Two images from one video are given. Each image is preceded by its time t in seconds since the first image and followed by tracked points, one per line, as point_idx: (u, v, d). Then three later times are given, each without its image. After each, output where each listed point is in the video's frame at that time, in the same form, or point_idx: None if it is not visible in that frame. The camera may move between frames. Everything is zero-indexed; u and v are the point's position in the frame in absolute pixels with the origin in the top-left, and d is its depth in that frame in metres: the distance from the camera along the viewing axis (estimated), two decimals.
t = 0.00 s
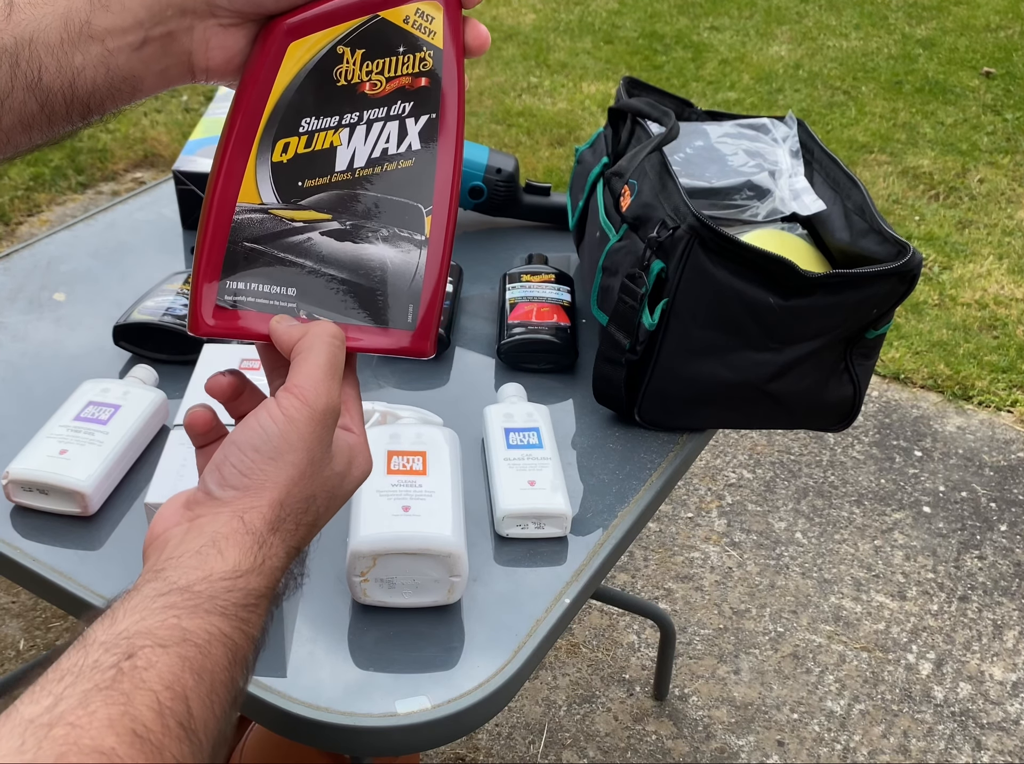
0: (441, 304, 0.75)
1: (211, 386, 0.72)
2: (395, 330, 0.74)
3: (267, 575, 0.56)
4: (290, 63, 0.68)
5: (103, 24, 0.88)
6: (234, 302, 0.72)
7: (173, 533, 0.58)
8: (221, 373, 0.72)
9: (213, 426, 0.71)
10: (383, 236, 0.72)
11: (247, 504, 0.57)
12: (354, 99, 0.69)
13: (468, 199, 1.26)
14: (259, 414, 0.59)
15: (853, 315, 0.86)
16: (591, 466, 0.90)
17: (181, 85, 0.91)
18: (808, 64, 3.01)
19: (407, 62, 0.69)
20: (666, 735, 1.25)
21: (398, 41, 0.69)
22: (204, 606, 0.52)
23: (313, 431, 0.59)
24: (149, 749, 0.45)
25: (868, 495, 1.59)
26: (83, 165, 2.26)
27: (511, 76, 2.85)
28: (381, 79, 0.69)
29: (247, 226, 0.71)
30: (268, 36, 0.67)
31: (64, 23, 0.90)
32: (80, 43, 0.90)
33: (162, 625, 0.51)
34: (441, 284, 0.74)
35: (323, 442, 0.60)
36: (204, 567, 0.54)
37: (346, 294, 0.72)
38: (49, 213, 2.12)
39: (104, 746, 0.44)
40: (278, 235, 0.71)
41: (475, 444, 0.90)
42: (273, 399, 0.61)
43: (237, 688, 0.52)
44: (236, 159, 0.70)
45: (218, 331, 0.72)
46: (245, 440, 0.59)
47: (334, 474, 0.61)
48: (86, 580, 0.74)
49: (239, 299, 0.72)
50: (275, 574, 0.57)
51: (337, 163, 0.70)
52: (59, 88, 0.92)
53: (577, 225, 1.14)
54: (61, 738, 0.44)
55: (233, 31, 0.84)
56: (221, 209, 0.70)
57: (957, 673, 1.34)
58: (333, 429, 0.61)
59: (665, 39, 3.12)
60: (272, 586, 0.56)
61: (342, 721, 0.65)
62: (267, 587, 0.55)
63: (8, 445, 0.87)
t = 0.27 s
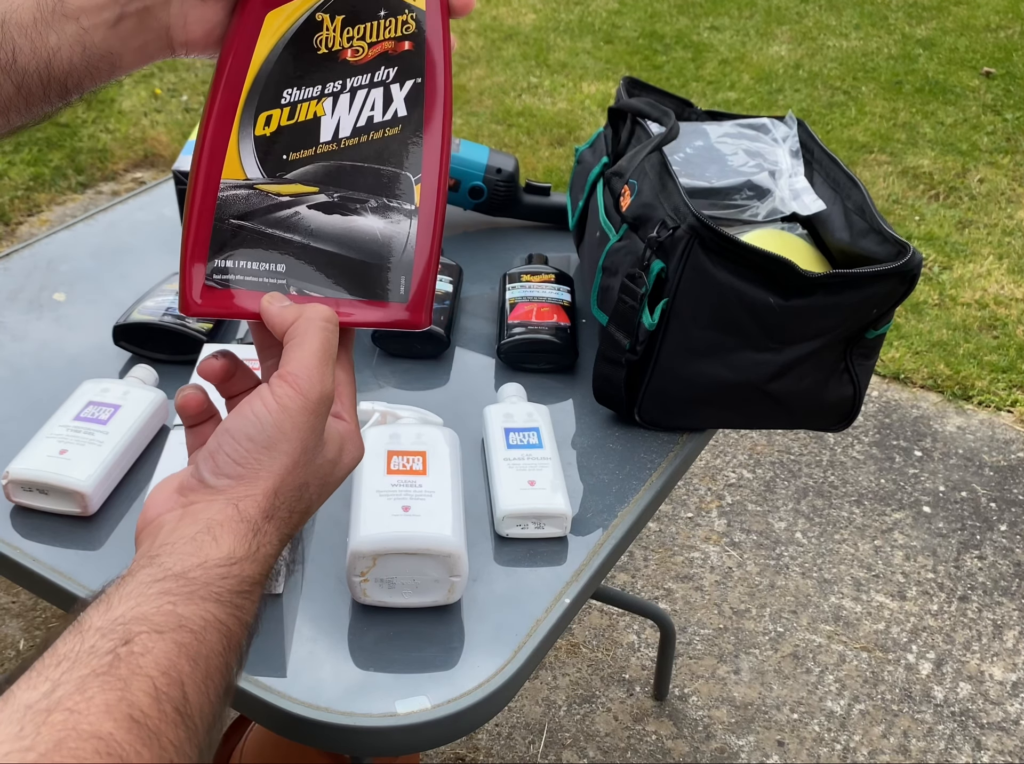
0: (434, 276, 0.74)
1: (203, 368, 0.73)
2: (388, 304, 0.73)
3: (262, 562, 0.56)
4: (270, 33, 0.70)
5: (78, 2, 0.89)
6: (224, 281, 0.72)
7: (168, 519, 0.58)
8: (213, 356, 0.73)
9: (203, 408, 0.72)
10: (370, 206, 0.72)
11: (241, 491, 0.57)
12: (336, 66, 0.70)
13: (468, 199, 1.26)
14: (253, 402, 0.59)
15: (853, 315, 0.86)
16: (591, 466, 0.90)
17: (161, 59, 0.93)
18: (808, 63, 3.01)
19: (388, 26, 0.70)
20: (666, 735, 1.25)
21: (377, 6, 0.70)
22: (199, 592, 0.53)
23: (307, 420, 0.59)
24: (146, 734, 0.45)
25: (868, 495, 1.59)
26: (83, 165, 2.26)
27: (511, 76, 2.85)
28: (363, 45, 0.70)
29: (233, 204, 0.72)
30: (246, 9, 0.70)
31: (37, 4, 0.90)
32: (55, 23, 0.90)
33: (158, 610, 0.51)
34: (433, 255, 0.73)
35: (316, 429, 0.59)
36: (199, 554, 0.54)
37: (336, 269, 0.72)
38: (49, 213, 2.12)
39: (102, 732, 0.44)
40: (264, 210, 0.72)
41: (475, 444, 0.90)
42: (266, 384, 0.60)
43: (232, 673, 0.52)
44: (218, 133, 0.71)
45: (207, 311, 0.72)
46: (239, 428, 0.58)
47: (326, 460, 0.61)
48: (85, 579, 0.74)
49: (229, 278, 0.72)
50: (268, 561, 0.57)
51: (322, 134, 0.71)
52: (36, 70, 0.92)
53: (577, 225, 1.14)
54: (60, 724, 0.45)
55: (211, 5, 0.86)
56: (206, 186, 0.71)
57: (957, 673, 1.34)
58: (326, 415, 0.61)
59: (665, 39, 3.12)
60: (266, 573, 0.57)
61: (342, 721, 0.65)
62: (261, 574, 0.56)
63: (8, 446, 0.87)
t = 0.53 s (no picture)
0: (437, 255, 0.76)
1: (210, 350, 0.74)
2: (394, 283, 0.76)
3: (272, 537, 0.57)
4: (273, 11, 0.68)
5: None
6: (229, 260, 0.73)
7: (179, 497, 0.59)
8: (220, 338, 0.74)
9: (210, 386, 0.76)
10: (376, 187, 0.74)
11: (252, 468, 0.59)
12: (340, 47, 0.70)
13: (468, 199, 1.26)
14: (263, 381, 0.61)
15: (853, 315, 0.86)
16: (591, 465, 0.90)
17: (165, 38, 0.92)
18: (808, 63, 3.01)
19: (393, 5, 0.70)
20: (666, 735, 1.25)
21: None
22: (212, 567, 0.53)
23: (316, 398, 0.60)
24: (164, 705, 0.45)
25: (868, 495, 1.59)
26: (83, 165, 2.26)
27: (511, 76, 2.85)
28: (368, 25, 0.70)
29: (237, 183, 0.72)
30: None
31: None
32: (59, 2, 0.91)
33: (172, 583, 0.52)
34: (437, 235, 0.76)
35: (325, 409, 0.61)
36: (212, 528, 0.55)
37: (341, 249, 0.74)
38: (49, 213, 2.12)
39: (121, 701, 0.44)
40: (269, 190, 0.72)
41: (475, 444, 0.90)
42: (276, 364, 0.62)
43: (244, 648, 0.53)
44: (223, 113, 0.70)
45: (213, 290, 0.73)
46: (249, 407, 0.60)
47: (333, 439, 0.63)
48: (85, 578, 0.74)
49: (235, 257, 0.73)
50: (279, 536, 0.58)
51: (327, 114, 0.71)
52: (39, 49, 0.92)
53: (577, 225, 1.14)
54: (81, 692, 0.45)
55: None
56: (211, 166, 0.71)
57: (957, 673, 1.34)
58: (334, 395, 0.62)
59: (665, 39, 3.12)
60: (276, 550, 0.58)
61: (342, 722, 0.65)
62: (272, 549, 0.57)
63: (8, 445, 0.86)
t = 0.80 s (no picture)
0: (459, 226, 0.77)
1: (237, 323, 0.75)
2: (417, 255, 0.76)
3: (304, 505, 0.57)
4: None
5: None
6: (254, 234, 0.73)
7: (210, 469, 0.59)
8: (247, 311, 0.75)
9: (237, 361, 0.76)
10: (397, 159, 0.74)
11: (283, 437, 0.59)
12: (360, 20, 0.69)
13: (468, 199, 1.26)
14: (292, 352, 0.61)
15: (853, 315, 0.86)
16: (591, 465, 0.90)
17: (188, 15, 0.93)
18: (808, 63, 3.01)
19: None
20: (666, 735, 1.25)
21: None
22: (248, 534, 0.54)
23: (343, 369, 0.61)
24: (207, 670, 0.46)
25: (868, 495, 1.59)
26: (83, 165, 2.26)
27: (511, 76, 2.85)
28: None
29: (260, 159, 0.72)
30: None
31: None
32: None
33: (210, 550, 0.52)
34: (458, 206, 0.76)
35: (353, 380, 0.62)
36: (244, 496, 0.55)
37: (364, 222, 0.75)
38: (49, 213, 2.12)
39: (167, 667, 0.45)
40: (292, 165, 0.73)
41: (475, 444, 0.90)
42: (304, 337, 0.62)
43: (278, 612, 0.54)
44: (244, 89, 0.70)
45: (238, 265, 0.73)
46: (278, 378, 0.60)
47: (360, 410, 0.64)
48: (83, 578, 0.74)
49: (259, 231, 0.73)
50: (310, 503, 0.58)
51: (348, 88, 0.71)
52: (65, 28, 0.91)
53: (577, 225, 1.14)
54: (128, 657, 0.45)
55: None
56: (234, 142, 0.71)
57: (957, 673, 1.34)
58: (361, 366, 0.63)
59: (665, 39, 3.12)
60: (308, 519, 0.58)
61: (342, 721, 0.65)
62: (303, 516, 0.57)
63: (9, 445, 0.87)
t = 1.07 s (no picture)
0: (464, 227, 0.76)
1: (243, 322, 0.74)
2: (423, 256, 0.75)
3: (317, 497, 0.57)
4: None
5: None
6: (260, 235, 0.72)
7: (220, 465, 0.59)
8: (253, 311, 0.74)
9: (243, 362, 0.75)
10: (402, 160, 0.73)
11: (292, 435, 0.59)
12: (364, 24, 0.69)
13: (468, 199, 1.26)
14: (300, 349, 0.60)
15: (853, 315, 0.86)
16: (591, 465, 0.90)
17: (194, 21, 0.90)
18: (808, 63, 3.01)
19: None
20: (666, 735, 1.25)
21: None
22: (263, 524, 0.53)
23: (352, 367, 0.60)
24: (226, 657, 0.47)
25: (868, 495, 1.59)
26: (83, 165, 2.26)
27: (511, 76, 2.85)
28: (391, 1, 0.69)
29: (266, 160, 0.71)
30: None
31: None
32: None
33: (225, 541, 0.52)
34: (463, 207, 0.75)
35: (362, 376, 0.61)
36: (256, 490, 0.55)
37: (369, 223, 0.74)
38: (49, 212, 2.12)
39: (188, 652, 0.46)
40: (297, 166, 0.72)
41: (475, 444, 0.90)
42: (313, 334, 0.62)
43: (293, 603, 0.54)
44: (250, 92, 0.69)
45: (245, 266, 0.72)
46: (287, 375, 0.59)
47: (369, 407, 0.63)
48: (82, 576, 0.74)
49: (266, 232, 0.72)
50: (321, 498, 0.57)
51: (352, 90, 0.70)
52: (74, 32, 0.91)
53: (577, 225, 1.15)
54: (147, 644, 0.46)
55: None
56: (240, 144, 0.71)
57: (957, 673, 1.34)
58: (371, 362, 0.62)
59: (665, 39, 3.12)
60: (320, 513, 0.57)
61: (342, 721, 0.65)
62: (314, 512, 0.56)
63: (9, 445, 0.87)
